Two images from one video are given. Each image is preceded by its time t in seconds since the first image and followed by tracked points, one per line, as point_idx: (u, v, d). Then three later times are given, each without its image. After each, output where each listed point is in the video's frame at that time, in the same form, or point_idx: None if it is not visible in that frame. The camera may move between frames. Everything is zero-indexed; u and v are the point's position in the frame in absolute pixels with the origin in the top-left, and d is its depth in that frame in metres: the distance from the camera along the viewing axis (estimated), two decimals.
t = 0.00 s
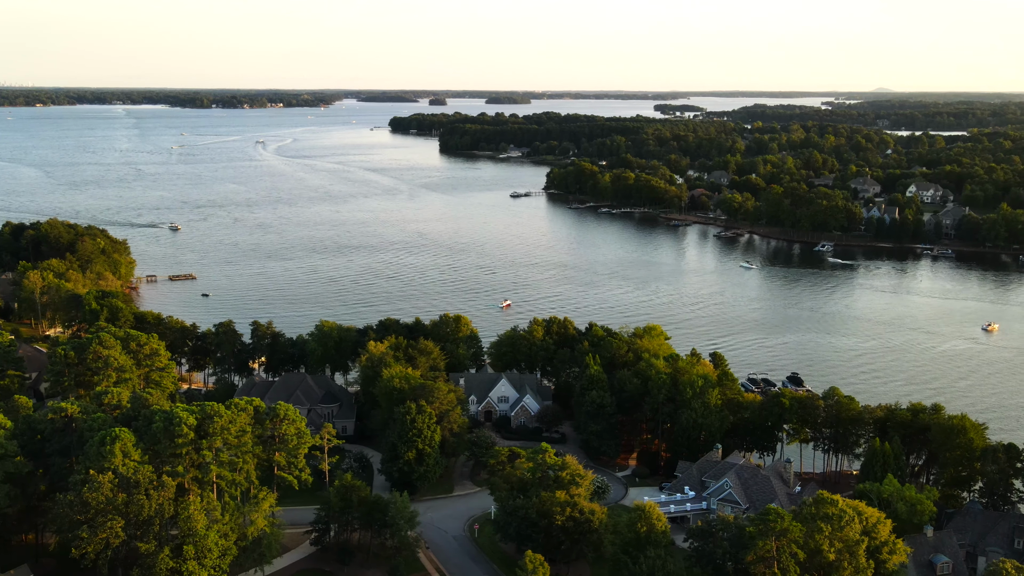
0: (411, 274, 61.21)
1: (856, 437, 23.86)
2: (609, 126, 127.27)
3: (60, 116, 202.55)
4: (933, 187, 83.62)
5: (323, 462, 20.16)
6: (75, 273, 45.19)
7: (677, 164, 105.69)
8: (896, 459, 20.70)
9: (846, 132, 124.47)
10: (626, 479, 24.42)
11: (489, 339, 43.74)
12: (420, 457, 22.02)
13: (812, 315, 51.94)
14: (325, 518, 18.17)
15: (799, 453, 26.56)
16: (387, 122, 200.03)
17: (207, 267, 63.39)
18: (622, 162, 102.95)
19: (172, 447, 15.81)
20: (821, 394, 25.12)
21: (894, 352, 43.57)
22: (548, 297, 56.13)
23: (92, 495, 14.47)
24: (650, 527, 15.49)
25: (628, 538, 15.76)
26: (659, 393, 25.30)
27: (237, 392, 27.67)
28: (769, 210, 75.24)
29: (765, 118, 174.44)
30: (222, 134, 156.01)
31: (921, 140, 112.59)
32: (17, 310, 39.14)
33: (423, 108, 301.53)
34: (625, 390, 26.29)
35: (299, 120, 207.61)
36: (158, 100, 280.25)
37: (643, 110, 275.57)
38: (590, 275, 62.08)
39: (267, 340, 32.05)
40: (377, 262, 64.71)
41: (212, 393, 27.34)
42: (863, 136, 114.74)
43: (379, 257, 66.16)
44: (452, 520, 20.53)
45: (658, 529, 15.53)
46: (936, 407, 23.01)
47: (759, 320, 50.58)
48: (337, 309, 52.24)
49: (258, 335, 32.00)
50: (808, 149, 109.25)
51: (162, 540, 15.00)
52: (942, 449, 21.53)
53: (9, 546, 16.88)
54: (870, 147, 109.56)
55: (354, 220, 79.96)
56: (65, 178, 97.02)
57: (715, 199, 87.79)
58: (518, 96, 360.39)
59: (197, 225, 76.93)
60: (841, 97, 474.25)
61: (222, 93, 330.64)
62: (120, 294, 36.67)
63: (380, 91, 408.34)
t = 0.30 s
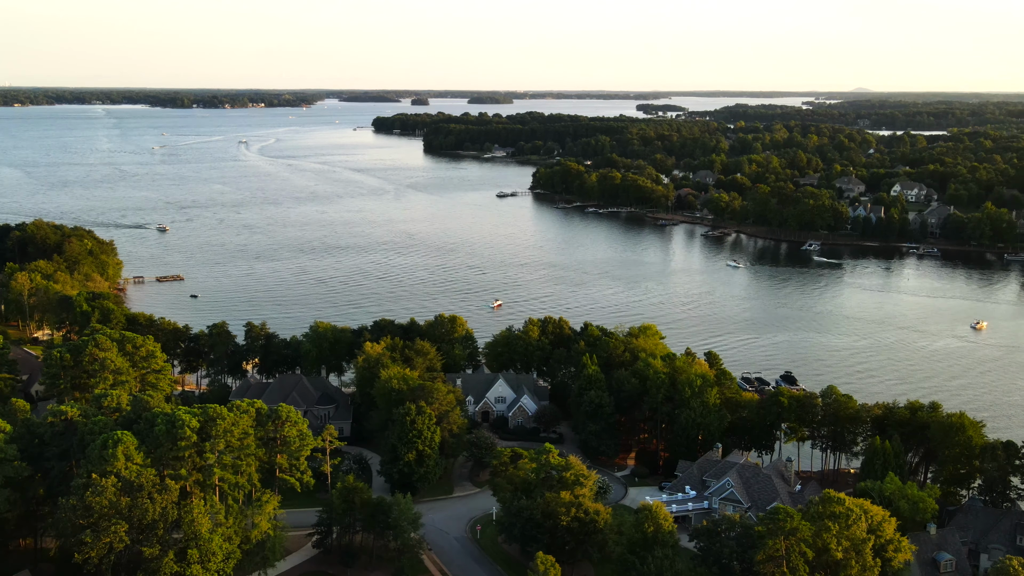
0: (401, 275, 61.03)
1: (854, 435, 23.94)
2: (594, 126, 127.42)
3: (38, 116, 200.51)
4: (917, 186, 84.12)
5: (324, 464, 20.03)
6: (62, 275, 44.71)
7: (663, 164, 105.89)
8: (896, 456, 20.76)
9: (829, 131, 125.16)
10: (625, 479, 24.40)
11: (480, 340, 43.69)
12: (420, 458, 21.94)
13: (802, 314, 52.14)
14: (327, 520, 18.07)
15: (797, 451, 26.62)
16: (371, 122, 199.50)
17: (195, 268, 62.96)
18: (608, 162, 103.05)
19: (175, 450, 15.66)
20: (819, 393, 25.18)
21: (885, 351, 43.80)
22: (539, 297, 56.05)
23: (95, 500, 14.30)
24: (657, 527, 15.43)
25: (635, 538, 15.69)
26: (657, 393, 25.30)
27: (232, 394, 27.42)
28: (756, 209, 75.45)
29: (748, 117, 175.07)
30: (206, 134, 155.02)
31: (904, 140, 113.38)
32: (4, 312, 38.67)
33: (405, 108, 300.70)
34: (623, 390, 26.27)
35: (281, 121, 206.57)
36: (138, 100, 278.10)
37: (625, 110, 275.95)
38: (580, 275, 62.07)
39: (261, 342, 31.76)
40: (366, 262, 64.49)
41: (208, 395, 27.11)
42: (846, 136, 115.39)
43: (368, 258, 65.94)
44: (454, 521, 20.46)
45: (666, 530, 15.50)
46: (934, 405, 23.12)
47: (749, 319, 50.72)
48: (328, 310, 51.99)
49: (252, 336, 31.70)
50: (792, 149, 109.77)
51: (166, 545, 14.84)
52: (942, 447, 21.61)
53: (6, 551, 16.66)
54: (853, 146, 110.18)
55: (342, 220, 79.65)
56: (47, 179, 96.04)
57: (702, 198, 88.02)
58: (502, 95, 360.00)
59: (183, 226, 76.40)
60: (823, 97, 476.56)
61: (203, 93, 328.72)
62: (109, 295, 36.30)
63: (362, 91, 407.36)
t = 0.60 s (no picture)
0: (391, 275, 60.83)
1: (852, 434, 24.00)
2: (578, 126, 127.57)
3: (16, 116, 198.44)
4: (901, 186, 84.67)
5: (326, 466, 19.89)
6: (48, 276, 44.22)
7: (648, 164, 106.08)
8: (896, 454, 20.81)
9: (811, 131, 125.85)
10: (624, 479, 24.36)
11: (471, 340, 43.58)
12: (419, 459, 21.84)
13: (792, 313, 52.35)
14: (330, 522, 17.96)
15: (794, 449, 26.67)
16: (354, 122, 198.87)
17: (182, 269, 62.50)
18: (593, 162, 103.14)
19: (178, 452, 15.49)
20: (816, 391, 25.22)
21: (875, 349, 44.02)
22: (529, 297, 56.00)
23: (99, 503, 14.13)
24: (664, 527, 15.41)
25: (641, 538, 15.64)
26: (656, 393, 25.31)
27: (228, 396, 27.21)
28: (743, 209, 75.69)
29: (730, 117, 175.75)
30: (189, 134, 154.05)
31: (885, 139, 114.18)
32: None
33: (387, 108, 300.33)
34: (621, 390, 26.25)
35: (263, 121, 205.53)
36: (116, 99, 275.97)
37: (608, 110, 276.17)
38: (570, 275, 62.06)
39: (254, 343, 31.53)
40: (354, 263, 64.25)
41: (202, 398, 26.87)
42: (828, 136, 116.07)
43: (357, 258, 65.70)
44: (455, 522, 20.37)
45: (673, 530, 15.47)
46: (931, 403, 23.20)
47: (740, 318, 50.85)
48: (317, 311, 51.74)
49: (246, 338, 31.46)
50: (776, 149, 110.27)
51: (170, 549, 14.68)
52: (940, 444, 21.69)
53: (4, 557, 16.43)
54: (836, 146, 110.83)
55: (329, 221, 79.33)
56: (29, 179, 95.03)
57: (688, 198, 88.25)
58: (485, 95, 359.34)
59: (169, 227, 75.81)
60: (805, 97, 479.03)
61: (183, 93, 326.60)
62: (99, 297, 35.89)
63: (343, 91, 406.20)
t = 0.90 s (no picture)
0: (380, 276, 60.64)
1: (850, 432, 24.08)
2: (562, 126, 127.78)
3: None
4: (885, 185, 85.18)
5: (327, 468, 19.75)
6: (35, 277, 43.76)
7: (633, 163, 106.23)
8: (895, 453, 20.89)
9: (794, 131, 126.50)
10: (623, 478, 24.32)
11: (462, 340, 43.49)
12: (419, 461, 21.74)
13: (781, 311, 52.56)
14: (331, 525, 17.85)
15: (790, 448, 26.75)
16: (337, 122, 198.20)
17: (169, 270, 62.05)
18: (579, 161, 103.27)
19: (180, 455, 15.34)
20: (813, 390, 25.29)
21: (866, 348, 44.21)
22: (520, 298, 55.93)
23: (102, 508, 13.98)
24: (671, 527, 15.38)
25: (648, 538, 15.59)
26: (654, 392, 25.31)
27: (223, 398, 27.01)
28: (729, 208, 75.96)
29: (712, 117, 176.29)
30: (172, 134, 152.98)
31: (867, 139, 114.91)
32: None
33: (369, 109, 299.19)
34: (619, 390, 26.25)
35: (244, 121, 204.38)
36: (95, 99, 273.56)
37: (590, 110, 276.36)
38: (559, 275, 62.04)
39: (247, 344, 31.30)
40: (343, 263, 64.00)
41: (197, 399, 26.67)
42: (810, 135, 116.72)
43: (346, 259, 65.46)
44: (456, 524, 20.28)
45: (679, 529, 15.46)
46: (928, 401, 23.30)
47: (730, 318, 50.99)
48: (307, 312, 51.46)
49: (239, 338, 31.23)
50: (759, 148, 110.71)
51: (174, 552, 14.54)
52: (938, 442, 21.78)
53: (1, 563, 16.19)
54: (818, 145, 111.41)
55: (316, 221, 78.96)
56: (10, 180, 94.01)
57: (674, 198, 88.43)
58: (468, 95, 358.68)
59: (154, 228, 75.23)
60: (788, 97, 481.55)
61: (164, 93, 324.49)
62: (88, 298, 35.54)
63: (325, 92, 404.61)
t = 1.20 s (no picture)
0: (369, 276, 60.42)
1: (848, 430, 24.14)
2: (545, 125, 127.91)
3: None
4: (869, 184, 85.69)
5: (329, 470, 19.62)
6: (21, 279, 43.29)
7: (618, 163, 106.33)
8: (895, 451, 20.96)
9: (777, 130, 127.11)
10: (621, 478, 24.30)
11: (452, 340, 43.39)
12: (419, 462, 21.65)
13: (771, 310, 52.72)
14: (333, 527, 17.74)
15: (787, 447, 26.84)
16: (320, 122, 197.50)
17: (156, 271, 61.57)
18: (564, 161, 103.35)
19: (183, 458, 15.18)
20: (811, 388, 25.35)
21: (856, 347, 44.38)
22: (510, 297, 55.84)
23: (106, 512, 13.81)
24: (677, 527, 15.35)
25: (654, 538, 15.56)
26: (651, 392, 25.33)
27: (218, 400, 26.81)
28: (716, 207, 76.19)
29: (694, 117, 176.81)
30: (155, 134, 151.76)
31: (848, 139, 115.68)
32: None
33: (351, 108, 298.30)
34: (616, 390, 26.24)
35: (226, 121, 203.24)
36: (74, 99, 270.99)
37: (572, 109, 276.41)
38: (548, 274, 62.00)
39: (241, 346, 31.11)
40: (331, 264, 63.71)
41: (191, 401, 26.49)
42: (793, 135, 117.34)
43: (334, 259, 65.20)
44: (457, 525, 20.18)
45: (686, 529, 15.45)
46: (925, 399, 23.42)
47: (720, 317, 51.12)
48: (297, 313, 51.19)
49: (232, 340, 31.03)
50: (743, 148, 111.16)
51: (178, 555, 14.38)
52: (936, 440, 21.90)
53: None
54: (801, 145, 111.96)
55: (302, 222, 78.56)
56: None
57: (660, 197, 88.58)
58: (451, 95, 357.60)
59: (139, 228, 74.61)
60: (770, 97, 483.50)
61: (144, 93, 322.19)
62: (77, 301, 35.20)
63: (308, 92, 403.40)
